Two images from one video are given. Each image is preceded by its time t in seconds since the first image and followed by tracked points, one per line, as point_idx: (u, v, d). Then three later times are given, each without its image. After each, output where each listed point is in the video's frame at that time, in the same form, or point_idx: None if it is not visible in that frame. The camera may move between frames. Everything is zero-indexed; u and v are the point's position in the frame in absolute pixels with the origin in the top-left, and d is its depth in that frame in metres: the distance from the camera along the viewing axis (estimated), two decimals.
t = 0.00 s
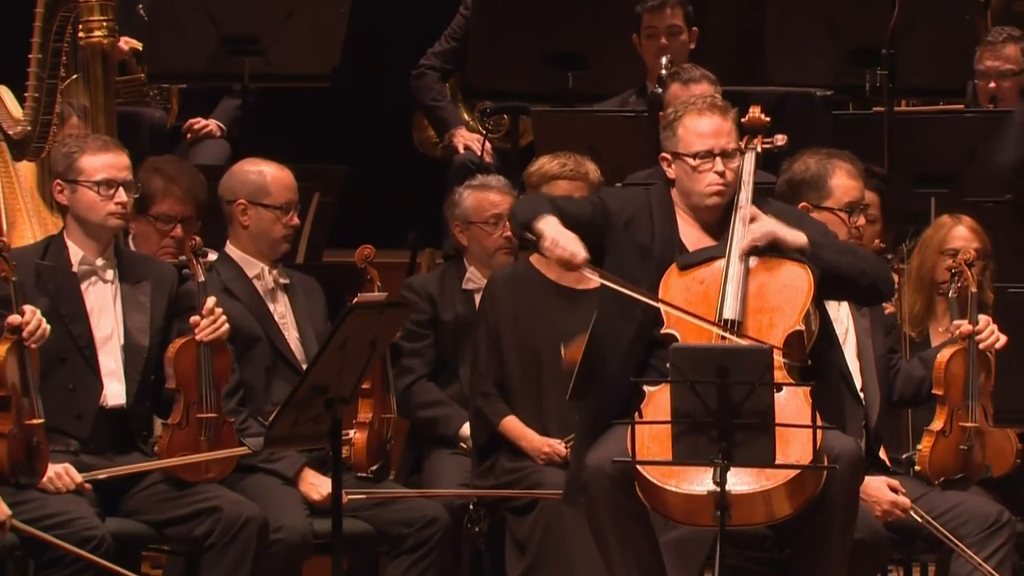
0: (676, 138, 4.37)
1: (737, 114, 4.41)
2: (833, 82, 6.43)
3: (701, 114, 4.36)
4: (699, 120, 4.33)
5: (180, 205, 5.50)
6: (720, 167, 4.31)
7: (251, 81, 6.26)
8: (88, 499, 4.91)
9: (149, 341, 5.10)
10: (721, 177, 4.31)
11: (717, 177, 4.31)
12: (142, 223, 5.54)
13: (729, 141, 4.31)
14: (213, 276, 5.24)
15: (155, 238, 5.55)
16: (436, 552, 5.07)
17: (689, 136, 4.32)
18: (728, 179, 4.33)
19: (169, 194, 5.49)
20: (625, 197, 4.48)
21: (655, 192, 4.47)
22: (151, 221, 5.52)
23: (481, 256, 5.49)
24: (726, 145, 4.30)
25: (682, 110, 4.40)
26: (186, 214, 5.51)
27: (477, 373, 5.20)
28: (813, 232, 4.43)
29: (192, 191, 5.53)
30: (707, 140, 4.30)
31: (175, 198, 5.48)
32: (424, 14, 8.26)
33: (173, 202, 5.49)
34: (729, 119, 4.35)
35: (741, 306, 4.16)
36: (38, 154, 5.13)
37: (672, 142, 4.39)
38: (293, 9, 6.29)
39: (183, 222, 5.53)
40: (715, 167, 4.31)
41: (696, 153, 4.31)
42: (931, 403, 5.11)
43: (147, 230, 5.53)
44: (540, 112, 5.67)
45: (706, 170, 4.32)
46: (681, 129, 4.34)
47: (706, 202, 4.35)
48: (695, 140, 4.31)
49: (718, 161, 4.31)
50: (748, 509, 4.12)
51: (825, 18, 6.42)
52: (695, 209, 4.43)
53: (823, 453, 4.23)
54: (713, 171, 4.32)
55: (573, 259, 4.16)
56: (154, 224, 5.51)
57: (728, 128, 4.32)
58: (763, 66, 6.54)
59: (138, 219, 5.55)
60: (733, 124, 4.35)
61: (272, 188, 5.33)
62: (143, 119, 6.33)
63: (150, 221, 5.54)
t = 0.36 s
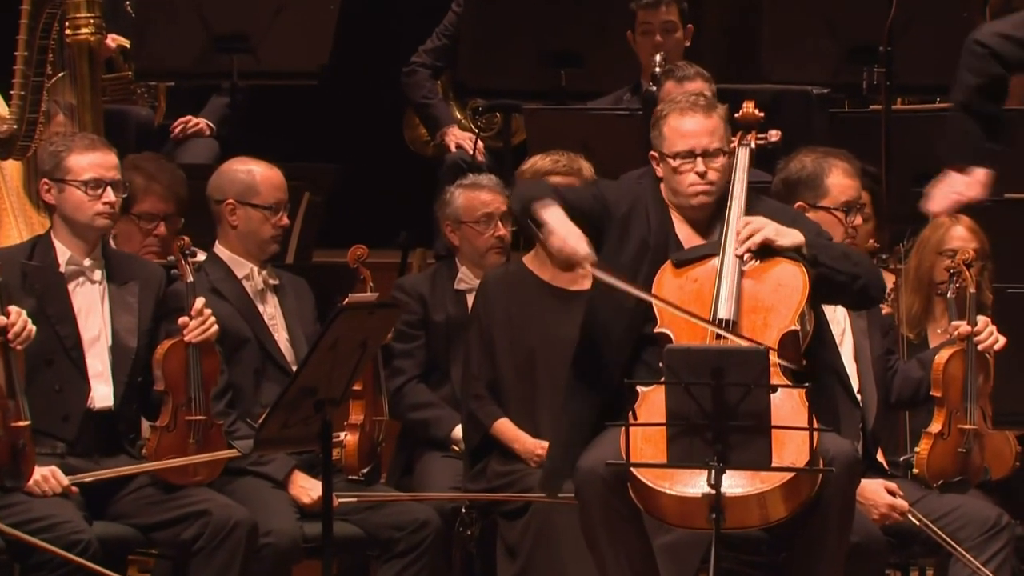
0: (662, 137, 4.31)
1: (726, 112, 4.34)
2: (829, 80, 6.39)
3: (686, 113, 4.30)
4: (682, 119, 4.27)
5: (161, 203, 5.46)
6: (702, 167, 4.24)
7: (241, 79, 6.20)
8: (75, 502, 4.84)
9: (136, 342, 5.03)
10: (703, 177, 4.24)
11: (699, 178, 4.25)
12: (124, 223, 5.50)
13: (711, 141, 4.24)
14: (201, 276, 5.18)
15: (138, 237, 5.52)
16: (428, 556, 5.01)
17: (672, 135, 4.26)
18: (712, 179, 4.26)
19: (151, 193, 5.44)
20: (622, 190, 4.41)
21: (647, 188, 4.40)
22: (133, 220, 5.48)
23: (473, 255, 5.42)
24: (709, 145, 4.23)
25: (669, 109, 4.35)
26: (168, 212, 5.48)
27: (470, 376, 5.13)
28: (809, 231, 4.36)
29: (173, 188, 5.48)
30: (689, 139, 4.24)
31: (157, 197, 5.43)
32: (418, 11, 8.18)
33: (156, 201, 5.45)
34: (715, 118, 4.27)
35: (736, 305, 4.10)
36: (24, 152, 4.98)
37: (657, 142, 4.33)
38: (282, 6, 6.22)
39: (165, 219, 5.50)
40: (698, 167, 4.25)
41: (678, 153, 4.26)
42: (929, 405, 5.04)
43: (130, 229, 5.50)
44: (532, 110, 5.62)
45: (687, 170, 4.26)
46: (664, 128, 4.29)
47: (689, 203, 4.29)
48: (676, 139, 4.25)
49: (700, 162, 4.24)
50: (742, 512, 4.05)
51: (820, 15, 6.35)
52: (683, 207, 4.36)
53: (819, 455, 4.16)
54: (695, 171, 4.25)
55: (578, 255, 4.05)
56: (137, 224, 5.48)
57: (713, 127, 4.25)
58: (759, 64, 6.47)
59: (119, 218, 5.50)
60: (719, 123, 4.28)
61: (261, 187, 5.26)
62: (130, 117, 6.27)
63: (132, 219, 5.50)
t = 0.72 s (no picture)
0: (654, 135, 4.20)
1: (721, 111, 4.23)
2: (824, 78, 6.30)
3: (681, 111, 4.19)
4: (677, 118, 4.16)
5: (138, 203, 5.39)
6: (697, 167, 4.14)
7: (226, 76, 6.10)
8: (57, 507, 4.74)
9: (120, 343, 4.94)
10: (698, 178, 4.15)
11: (694, 178, 4.15)
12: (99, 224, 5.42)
13: (707, 141, 4.14)
14: (185, 277, 5.09)
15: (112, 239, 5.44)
16: (416, 561, 4.93)
17: (666, 134, 4.15)
18: (706, 180, 4.16)
19: (128, 193, 5.37)
20: (613, 202, 4.32)
21: (638, 189, 4.33)
22: (108, 221, 5.40)
23: (462, 255, 5.34)
24: (704, 145, 4.13)
25: (663, 106, 4.23)
26: (144, 211, 5.41)
27: (461, 378, 5.02)
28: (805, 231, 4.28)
29: (149, 188, 5.40)
30: (684, 139, 4.13)
31: (132, 196, 5.36)
32: (407, 7, 8.09)
33: (132, 200, 5.38)
34: (709, 118, 4.17)
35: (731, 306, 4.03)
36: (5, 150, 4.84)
37: (650, 140, 4.23)
38: (268, 2, 6.12)
39: (140, 219, 5.44)
40: (692, 168, 4.15)
41: (672, 152, 4.15)
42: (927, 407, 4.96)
43: (105, 230, 5.41)
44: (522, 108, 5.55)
45: (681, 171, 4.16)
46: (659, 126, 4.18)
47: (683, 203, 4.20)
48: (671, 139, 4.14)
49: (695, 162, 4.14)
50: (737, 516, 3.97)
51: (813, 11, 6.27)
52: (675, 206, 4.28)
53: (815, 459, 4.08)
54: (690, 171, 4.15)
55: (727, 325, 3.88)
56: (113, 224, 5.39)
57: (707, 127, 4.14)
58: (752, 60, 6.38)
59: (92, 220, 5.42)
60: (714, 123, 4.17)
61: (247, 186, 5.17)
62: (114, 115, 6.18)
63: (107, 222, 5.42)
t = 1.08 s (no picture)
0: (656, 135, 4.13)
1: (722, 111, 4.17)
2: (819, 76, 6.23)
3: (684, 111, 4.12)
4: (681, 118, 4.09)
5: (125, 204, 5.30)
6: (701, 168, 4.07)
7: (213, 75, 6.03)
8: (42, 511, 4.67)
9: (106, 345, 4.86)
10: (702, 179, 4.07)
11: (698, 179, 4.08)
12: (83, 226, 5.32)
13: (711, 142, 4.07)
14: (172, 278, 5.02)
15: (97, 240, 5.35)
16: (406, 566, 4.86)
17: (669, 134, 4.08)
18: (710, 181, 4.09)
19: (114, 194, 5.28)
20: (611, 196, 4.25)
21: (635, 189, 4.26)
22: (94, 223, 5.31)
23: (452, 256, 5.27)
24: (709, 145, 4.06)
25: (664, 106, 4.16)
26: (130, 212, 5.32)
27: (451, 382, 4.96)
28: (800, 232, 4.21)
29: (134, 188, 5.32)
30: (689, 139, 4.06)
31: (118, 198, 5.28)
32: (398, 6, 8.02)
33: (119, 201, 5.29)
34: (713, 118, 4.10)
35: (727, 307, 3.96)
36: None
37: (652, 140, 4.15)
38: None
39: (126, 220, 5.35)
40: (696, 168, 4.07)
41: (677, 152, 4.07)
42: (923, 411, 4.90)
43: (90, 232, 5.32)
44: (513, 107, 5.48)
45: (686, 171, 4.08)
46: (662, 126, 4.10)
47: (686, 204, 4.12)
48: (676, 139, 4.07)
49: (700, 162, 4.07)
50: (731, 520, 3.90)
51: (806, 10, 6.21)
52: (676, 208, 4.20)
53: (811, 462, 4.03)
54: (694, 171, 4.08)
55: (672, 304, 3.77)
56: (99, 226, 5.30)
57: (712, 128, 4.08)
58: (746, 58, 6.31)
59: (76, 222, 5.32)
60: (717, 123, 4.11)
61: (230, 184, 5.11)
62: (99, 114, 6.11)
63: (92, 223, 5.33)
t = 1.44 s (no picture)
0: (646, 134, 4.05)
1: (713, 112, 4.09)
2: (813, 75, 6.15)
3: (675, 111, 4.03)
4: (672, 118, 4.01)
5: (115, 203, 5.19)
6: (691, 169, 3.99)
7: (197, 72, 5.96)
8: (22, 517, 4.57)
9: (87, 348, 4.76)
10: (692, 180, 3.99)
11: (688, 180, 4.00)
12: (74, 226, 5.22)
13: (702, 142, 3.99)
14: (155, 279, 4.92)
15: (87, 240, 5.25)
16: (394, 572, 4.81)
17: (659, 134, 4.00)
18: (700, 182, 4.01)
19: (103, 193, 5.17)
20: (593, 197, 4.17)
21: (623, 192, 4.17)
22: (84, 223, 5.21)
23: (440, 258, 5.18)
24: (700, 146, 3.98)
25: (654, 105, 4.08)
26: (121, 211, 5.22)
27: (437, 386, 4.89)
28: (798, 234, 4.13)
29: (124, 188, 5.23)
30: (679, 139, 3.98)
31: (109, 198, 5.17)
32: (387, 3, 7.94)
33: (109, 200, 5.19)
34: (704, 119, 4.02)
35: (717, 310, 3.88)
36: None
37: (641, 140, 4.06)
38: None
39: (118, 220, 5.24)
40: (686, 169, 3.99)
41: (667, 152, 3.99)
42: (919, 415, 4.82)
43: (80, 232, 5.22)
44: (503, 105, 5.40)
45: (675, 171, 4.00)
46: (652, 126, 4.02)
47: (674, 205, 4.04)
48: (666, 139, 3.99)
49: (690, 163, 3.99)
50: (723, 526, 3.82)
51: (800, 7, 6.14)
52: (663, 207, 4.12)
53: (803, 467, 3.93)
54: (684, 172, 4.00)
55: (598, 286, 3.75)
56: (88, 226, 5.20)
57: (703, 128, 4.00)
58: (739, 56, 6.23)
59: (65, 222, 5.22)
60: (708, 124, 4.02)
61: (216, 185, 5.03)
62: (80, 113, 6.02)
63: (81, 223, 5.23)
